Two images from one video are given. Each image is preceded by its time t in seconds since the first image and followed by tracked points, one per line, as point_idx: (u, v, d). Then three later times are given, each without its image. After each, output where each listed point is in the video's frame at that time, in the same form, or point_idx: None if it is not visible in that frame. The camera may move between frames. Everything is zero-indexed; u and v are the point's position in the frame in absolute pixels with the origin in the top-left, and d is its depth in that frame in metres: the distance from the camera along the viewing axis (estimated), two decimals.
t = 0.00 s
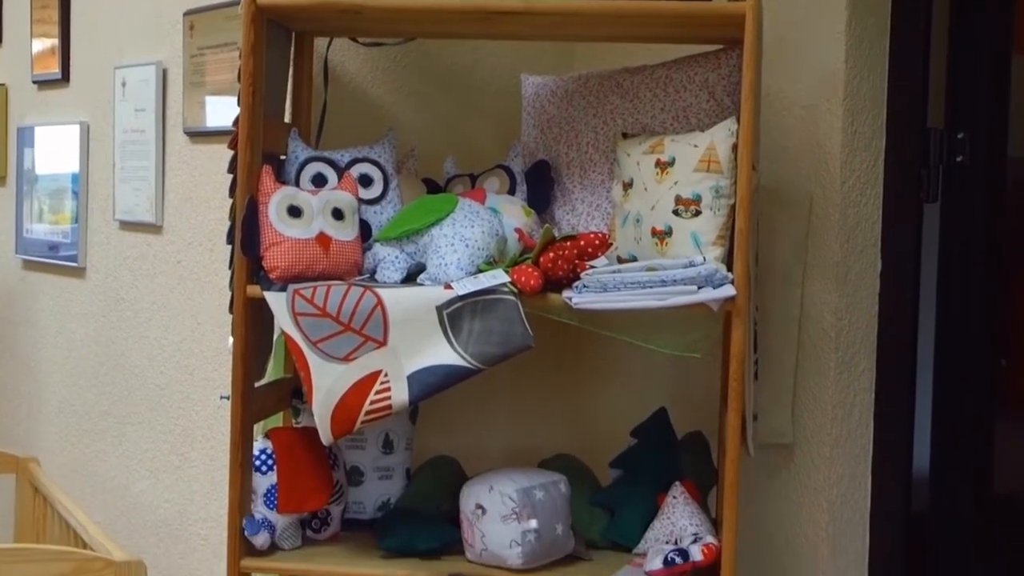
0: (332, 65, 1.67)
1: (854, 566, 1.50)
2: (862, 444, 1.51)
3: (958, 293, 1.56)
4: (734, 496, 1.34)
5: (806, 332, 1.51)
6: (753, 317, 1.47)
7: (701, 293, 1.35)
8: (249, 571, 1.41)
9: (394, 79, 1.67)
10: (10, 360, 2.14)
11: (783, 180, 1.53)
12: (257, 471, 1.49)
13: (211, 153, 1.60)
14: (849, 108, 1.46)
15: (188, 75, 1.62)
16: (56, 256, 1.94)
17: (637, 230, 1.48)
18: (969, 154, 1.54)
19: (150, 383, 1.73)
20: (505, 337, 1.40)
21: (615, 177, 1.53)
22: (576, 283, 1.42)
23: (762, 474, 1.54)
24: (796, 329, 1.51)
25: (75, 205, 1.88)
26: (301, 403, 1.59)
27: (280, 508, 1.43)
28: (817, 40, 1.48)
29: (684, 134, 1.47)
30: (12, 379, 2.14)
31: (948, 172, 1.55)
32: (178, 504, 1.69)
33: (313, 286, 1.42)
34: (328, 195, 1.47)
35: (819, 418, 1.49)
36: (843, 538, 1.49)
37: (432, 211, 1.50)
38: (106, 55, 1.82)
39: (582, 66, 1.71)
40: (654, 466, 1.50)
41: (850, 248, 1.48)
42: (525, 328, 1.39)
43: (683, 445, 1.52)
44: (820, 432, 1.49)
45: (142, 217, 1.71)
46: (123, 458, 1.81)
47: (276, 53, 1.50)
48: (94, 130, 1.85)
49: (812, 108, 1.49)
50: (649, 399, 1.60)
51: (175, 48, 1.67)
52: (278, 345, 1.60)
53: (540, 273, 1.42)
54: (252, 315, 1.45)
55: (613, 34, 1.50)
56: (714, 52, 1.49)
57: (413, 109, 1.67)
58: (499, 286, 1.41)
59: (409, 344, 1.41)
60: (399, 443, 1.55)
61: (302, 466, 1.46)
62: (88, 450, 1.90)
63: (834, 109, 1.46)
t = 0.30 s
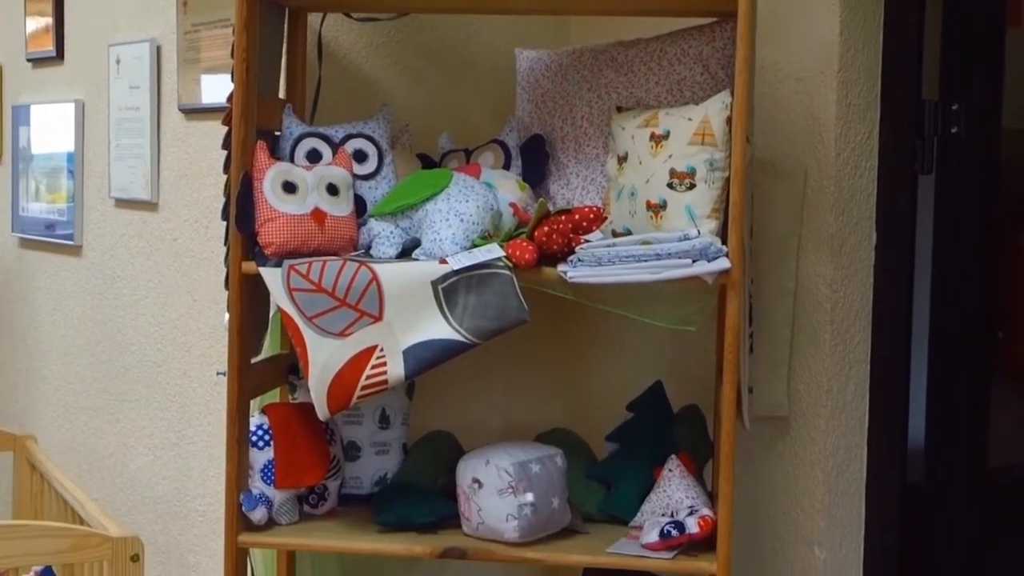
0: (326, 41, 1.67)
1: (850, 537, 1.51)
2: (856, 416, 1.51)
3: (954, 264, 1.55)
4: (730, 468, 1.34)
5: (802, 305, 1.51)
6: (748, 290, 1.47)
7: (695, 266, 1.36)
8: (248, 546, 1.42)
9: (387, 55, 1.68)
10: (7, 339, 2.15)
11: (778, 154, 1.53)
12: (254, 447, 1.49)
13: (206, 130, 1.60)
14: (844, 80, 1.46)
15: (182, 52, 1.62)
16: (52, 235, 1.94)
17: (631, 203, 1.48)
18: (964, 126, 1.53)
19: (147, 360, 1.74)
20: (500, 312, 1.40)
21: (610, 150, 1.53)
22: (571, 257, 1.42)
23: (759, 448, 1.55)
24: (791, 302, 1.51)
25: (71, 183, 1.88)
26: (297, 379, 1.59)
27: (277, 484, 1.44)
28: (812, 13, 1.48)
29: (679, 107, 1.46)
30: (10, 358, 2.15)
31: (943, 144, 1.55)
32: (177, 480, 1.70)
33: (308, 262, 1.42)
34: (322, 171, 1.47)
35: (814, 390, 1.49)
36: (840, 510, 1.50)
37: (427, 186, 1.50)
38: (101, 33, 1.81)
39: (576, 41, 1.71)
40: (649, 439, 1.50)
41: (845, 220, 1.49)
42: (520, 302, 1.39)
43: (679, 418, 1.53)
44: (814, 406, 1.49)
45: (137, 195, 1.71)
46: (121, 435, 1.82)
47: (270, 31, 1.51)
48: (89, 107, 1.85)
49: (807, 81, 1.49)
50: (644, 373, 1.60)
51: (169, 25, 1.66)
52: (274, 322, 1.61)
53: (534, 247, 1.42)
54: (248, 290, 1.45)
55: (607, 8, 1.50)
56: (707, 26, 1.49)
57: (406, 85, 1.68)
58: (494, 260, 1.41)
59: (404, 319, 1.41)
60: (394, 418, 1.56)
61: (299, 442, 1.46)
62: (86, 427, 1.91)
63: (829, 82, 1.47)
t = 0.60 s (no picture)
0: (326, 23, 1.67)
1: (849, 517, 1.51)
2: (856, 397, 1.51)
3: (952, 246, 1.56)
4: (729, 448, 1.35)
5: (801, 286, 1.51)
6: (747, 272, 1.47)
7: (695, 248, 1.35)
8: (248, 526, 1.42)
9: (387, 36, 1.67)
10: (9, 321, 2.15)
11: (777, 135, 1.53)
12: (255, 428, 1.49)
13: (206, 112, 1.61)
14: (844, 61, 1.46)
15: (182, 34, 1.62)
16: (52, 218, 1.95)
17: (631, 185, 1.48)
18: (964, 108, 1.54)
19: (148, 342, 1.75)
20: (500, 294, 1.40)
21: (609, 132, 1.53)
22: (570, 239, 1.42)
23: (757, 426, 1.57)
24: (790, 284, 1.51)
25: (72, 165, 1.89)
26: (298, 360, 1.60)
27: (278, 465, 1.45)
28: None
29: (678, 88, 1.46)
30: (11, 341, 2.16)
31: (944, 126, 1.55)
32: (178, 460, 1.71)
33: (308, 244, 1.42)
34: (322, 153, 1.47)
35: (814, 372, 1.49)
36: (838, 490, 1.50)
37: (426, 168, 1.50)
38: (101, 15, 1.81)
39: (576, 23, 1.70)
40: (649, 420, 1.51)
41: (845, 202, 1.49)
42: (521, 284, 1.39)
43: (679, 400, 1.53)
44: (814, 387, 1.49)
45: (138, 177, 1.71)
46: (123, 417, 1.82)
47: (270, 15, 1.51)
48: (90, 90, 1.85)
49: (807, 62, 1.49)
50: (644, 354, 1.60)
51: (168, 7, 1.66)
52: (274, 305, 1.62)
53: (534, 229, 1.42)
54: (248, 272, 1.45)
55: None
56: (707, 7, 1.49)
57: (405, 66, 1.67)
58: (493, 243, 1.41)
59: (405, 300, 1.42)
60: (395, 400, 1.56)
61: (301, 425, 1.47)
62: (88, 409, 1.92)
63: (829, 63, 1.46)
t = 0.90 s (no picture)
0: (328, 6, 1.68)
1: (850, 497, 1.51)
2: (857, 378, 1.51)
3: (954, 227, 1.56)
4: (730, 429, 1.35)
5: (802, 267, 1.52)
6: (749, 252, 1.48)
7: (696, 229, 1.36)
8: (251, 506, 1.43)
9: (388, 18, 1.68)
10: (12, 303, 2.16)
11: (779, 115, 1.52)
12: (257, 410, 1.50)
13: (208, 94, 1.61)
14: (845, 42, 1.45)
15: (183, 16, 1.62)
16: (55, 200, 1.95)
17: (633, 166, 1.48)
18: (965, 88, 1.54)
19: (151, 325, 1.76)
20: (502, 275, 1.40)
21: (611, 114, 1.53)
22: (572, 220, 1.43)
23: (757, 408, 1.57)
24: (791, 265, 1.51)
25: (75, 148, 1.89)
26: (301, 341, 1.60)
27: (281, 446, 1.45)
28: None
29: (679, 70, 1.46)
30: (13, 324, 2.16)
31: (945, 106, 1.54)
32: (182, 441, 1.72)
33: (310, 225, 1.43)
34: (324, 134, 1.47)
35: (815, 352, 1.50)
36: (839, 469, 1.50)
37: (428, 149, 1.50)
38: None
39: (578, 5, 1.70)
40: (651, 400, 1.51)
41: (846, 183, 1.49)
42: (522, 265, 1.39)
43: (680, 380, 1.53)
44: (814, 367, 1.50)
45: (140, 159, 1.72)
46: (127, 399, 1.83)
47: None
48: (92, 72, 1.85)
49: (808, 43, 1.49)
50: (645, 334, 1.60)
51: None
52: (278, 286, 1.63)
53: (536, 210, 1.42)
54: (250, 254, 1.46)
55: None
56: None
57: (407, 48, 1.68)
58: (495, 224, 1.41)
59: (407, 282, 1.42)
60: (398, 381, 1.56)
61: (303, 403, 1.47)
62: (92, 390, 1.93)
63: (830, 44, 1.46)
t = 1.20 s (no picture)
0: None
1: (850, 471, 1.53)
2: (857, 354, 1.52)
3: (955, 204, 1.55)
4: (731, 406, 1.36)
5: (802, 244, 1.52)
6: (750, 229, 1.48)
7: (697, 205, 1.36)
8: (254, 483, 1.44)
9: None
10: (15, 283, 2.16)
11: (779, 91, 1.53)
12: (260, 387, 1.50)
13: (209, 73, 1.62)
14: (846, 18, 1.45)
15: None
16: (57, 180, 1.95)
17: (633, 142, 1.48)
18: (967, 63, 1.52)
19: (153, 304, 1.77)
20: (503, 252, 1.40)
21: (612, 91, 1.53)
22: (573, 196, 1.43)
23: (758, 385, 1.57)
24: (792, 242, 1.52)
25: (76, 127, 1.89)
26: (303, 319, 1.61)
27: (283, 423, 1.46)
28: None
29: (680, 46, 1.46)
30: (16, 305, 2.17)
31: (945, 82, 1.54)
32: (185, 419, 1.73)
33: (311, 203, 1.43)
34: (324, 112, 1.47)
35: (816, 328, 1.50)
36: (840, 444, 1.51)
37: (428, 126, 1.50)
38: None
39: None
40: (652, 377, 1.52)
41: (846, 159, 1.49)
42: (523, 242, 1.40)
43: (681, 355, 1.54)
44: (815, 343, 1.50)
45: (141, 138, 1.72)
46: (129, 377, 1.84)
47: None
48: (92, 51, 1.85)
49: (809, 19, 1.49)
50: (646, 311, 1.60)
51: None
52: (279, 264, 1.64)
53: (537, 187, 1.42)
54: (252, 232, 1.46)
55: None
56: None
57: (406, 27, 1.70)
58: (496, 201, 1.41)
59: (408, 259, 1.42)
60: (399, 357, 1.57)
61: (304, 380, 1.48)
62: (94, 369, 1.93)
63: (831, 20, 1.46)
